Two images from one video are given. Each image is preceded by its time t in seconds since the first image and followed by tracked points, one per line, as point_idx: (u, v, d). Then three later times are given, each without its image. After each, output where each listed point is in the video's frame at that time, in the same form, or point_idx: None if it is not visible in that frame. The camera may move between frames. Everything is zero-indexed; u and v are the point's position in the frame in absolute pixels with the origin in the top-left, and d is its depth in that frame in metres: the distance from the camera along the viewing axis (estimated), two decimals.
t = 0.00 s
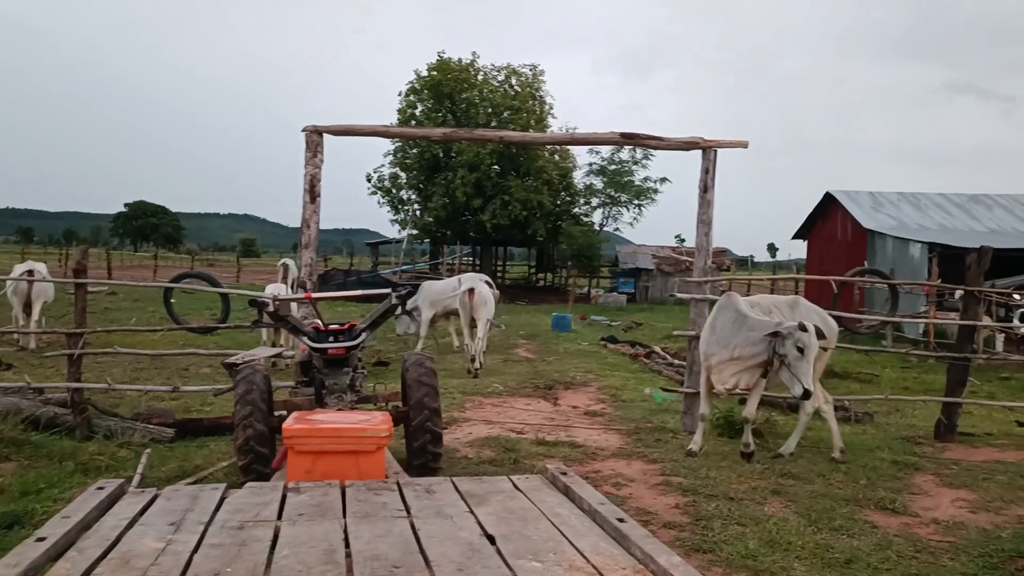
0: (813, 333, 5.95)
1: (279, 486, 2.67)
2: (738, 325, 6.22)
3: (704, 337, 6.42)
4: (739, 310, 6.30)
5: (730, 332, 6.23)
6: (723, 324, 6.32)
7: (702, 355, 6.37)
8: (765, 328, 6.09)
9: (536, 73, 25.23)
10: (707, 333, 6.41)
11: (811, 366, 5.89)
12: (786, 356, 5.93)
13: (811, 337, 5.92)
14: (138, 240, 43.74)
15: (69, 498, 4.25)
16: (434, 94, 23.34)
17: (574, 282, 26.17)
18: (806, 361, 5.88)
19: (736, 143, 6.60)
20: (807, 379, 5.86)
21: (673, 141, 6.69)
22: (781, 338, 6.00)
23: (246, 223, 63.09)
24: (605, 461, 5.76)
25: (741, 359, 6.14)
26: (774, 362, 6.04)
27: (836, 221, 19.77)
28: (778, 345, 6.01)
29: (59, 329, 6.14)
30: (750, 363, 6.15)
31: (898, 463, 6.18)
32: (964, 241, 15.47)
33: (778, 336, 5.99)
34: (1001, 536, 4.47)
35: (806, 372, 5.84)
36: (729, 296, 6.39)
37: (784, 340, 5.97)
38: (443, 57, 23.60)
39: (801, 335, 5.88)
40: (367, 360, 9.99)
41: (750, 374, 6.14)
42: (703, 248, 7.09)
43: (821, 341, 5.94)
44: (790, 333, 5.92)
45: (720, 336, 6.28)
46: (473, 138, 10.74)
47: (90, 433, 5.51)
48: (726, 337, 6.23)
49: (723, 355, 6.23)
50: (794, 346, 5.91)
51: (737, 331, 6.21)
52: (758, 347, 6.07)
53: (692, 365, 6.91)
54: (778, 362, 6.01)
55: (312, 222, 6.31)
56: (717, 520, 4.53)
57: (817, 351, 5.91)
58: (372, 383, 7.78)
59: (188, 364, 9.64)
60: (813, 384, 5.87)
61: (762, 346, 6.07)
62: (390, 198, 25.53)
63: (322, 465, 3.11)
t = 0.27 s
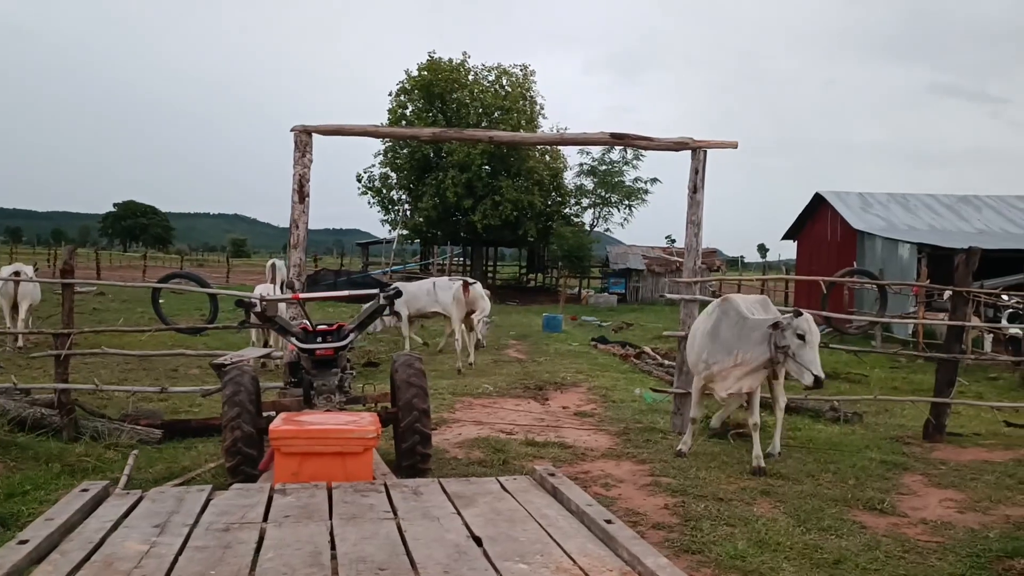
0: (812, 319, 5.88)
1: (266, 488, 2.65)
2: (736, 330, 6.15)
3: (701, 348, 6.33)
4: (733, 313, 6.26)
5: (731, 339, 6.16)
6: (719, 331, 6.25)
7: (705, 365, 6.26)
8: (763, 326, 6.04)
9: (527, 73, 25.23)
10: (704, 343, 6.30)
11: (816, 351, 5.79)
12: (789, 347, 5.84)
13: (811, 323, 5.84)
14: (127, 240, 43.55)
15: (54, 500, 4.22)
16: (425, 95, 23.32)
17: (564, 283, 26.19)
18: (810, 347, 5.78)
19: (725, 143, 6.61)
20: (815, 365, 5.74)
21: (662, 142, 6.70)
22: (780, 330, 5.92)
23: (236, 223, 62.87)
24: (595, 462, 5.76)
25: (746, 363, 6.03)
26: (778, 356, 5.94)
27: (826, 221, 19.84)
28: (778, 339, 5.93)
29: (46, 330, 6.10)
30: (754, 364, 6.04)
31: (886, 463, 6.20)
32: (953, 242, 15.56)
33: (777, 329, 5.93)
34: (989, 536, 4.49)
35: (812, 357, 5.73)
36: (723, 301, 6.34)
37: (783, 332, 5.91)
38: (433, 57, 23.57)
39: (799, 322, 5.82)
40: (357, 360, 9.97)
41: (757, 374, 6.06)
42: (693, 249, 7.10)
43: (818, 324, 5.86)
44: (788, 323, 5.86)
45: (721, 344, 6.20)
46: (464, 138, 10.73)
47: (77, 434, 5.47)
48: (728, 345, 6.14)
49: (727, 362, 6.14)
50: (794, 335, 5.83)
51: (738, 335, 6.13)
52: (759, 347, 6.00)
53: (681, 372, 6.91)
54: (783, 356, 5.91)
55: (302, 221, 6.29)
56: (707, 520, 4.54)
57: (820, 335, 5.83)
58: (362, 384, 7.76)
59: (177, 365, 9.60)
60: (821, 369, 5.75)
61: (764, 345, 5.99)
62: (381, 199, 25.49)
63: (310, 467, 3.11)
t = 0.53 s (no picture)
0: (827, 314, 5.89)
1: (260, 488, 2.65)
2: (755, 332, 6.04)
3: (715, 350, 6.09)
4: (747, 317, 6.15)
5: (752, 342, 6.03)
6: (738, 334, 6.08)
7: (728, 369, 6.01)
8: (779, 327, 5.99)
9: (522, 72, 25.20)
10: (722, 346, 6.07)
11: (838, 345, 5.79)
12: (811, 347, 5.81)
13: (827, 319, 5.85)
14: (121, 239, 43.39)
15: (48, 501, 4.20)
16: (420, 94, 23.27)
17: (559, 282, 26.18)
18: (833, 342, 5.76)
19: (720, 143, 6.61)
20: (841, 360, 5.75)
21: (658, 141, 6.69)
22: (797, 329, 5.91)
23: (230, 223, 62.70)
24: (590, 461, 5.76)
25: (771, 368, 5.95)
26: (802, 357, 5.90)
27: (821, 220, 19.87)
28: (798, 340, 5.91)
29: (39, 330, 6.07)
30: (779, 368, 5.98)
31: (881, 462, 6.21)
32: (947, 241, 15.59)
33: (794, 329, 5.90)
34: (983, 534, 4.50)
35: (838, 353, 5.72)
36: (736, 305, 6.21)
37: (801, 332, 5.89)
38: (428, 56, 23.52)
39: (816, 319, 5.81)
40: (351, 360, 9.94)
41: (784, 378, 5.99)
42: (688, 248, 7.10)
43: (834, 320, 5.88)
44: (805, 322, 5.85)
45: (742, 347, 6.02)
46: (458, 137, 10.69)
47: (71, 434, 5.45)
48: (749, 350, 6.01)
49: (750, 366, 5.99)
50: (814, 333, 5.82)
51: (759, 339, 6.02)
52: (781, 349, 5.93)
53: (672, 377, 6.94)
54: (806, 357, 5.87)
55: (296, 221, 6.27)
56: (702, 520, 4.54)
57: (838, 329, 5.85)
58: (356, 384, 7.74)
59: (171, 364, 9.57)
60: (848, 364, 5.75)
61: (786, 347, 5.94)
62: (375, 198, 25.44)
63: (304, 467, 3.10)
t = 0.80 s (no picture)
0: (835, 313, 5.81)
1: (258, 488, 2.64)
2: (765, 332, 5.94)
3: (725, 348, 5.96)
4: (756, 316, 6.05)
5: (761, 341, 5.92)
6: (747, 333, 5.98)
7: (739, 368, 5.88)
8: (787, 327, 5.91)
9: (520, 72, 25.19)
10: (732, 344, 5.95)
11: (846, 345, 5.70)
12: (819, 347, 5.72)
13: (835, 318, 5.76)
14: (120, 238, 43.37)
15: (45, 501, 4.19)
16: (418, 93, 23.26)
17: (558, 282, 26.18)
18: (841, 342, 5.66)
19: (719, 142, 6.61)
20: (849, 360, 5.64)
21: (656, 141, 6.69)
22: (805, 329, 5.82)
23: (229, 223, 62.66)
24: (589, 461, 5.76)
25: (779, 367, 5.86)
26: (809, 357, 5.81)
27: (819, 220, 19.88)
28: (806, 339, 5.82)
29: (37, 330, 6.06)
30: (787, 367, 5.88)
31: (880, 461, 6.21)
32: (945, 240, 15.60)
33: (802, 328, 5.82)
34: (982, 534, 4.50)
35: (846, 353, 5.62)
36: (744, 304, 6.12)
37: (809, 331, 5.80)
38: (427, 55, 23.50)
39: (825, 318, 5.72)
40: (350, 360, 9.93)
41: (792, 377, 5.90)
42: (686, 248, 7.10)
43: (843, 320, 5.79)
44: (814, 322, 5.76)
45: (752, 346, 5.92)
46: (457, 137, 10.69)
47: (69, 435, 5.45)
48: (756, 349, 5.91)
49: (761, 365, 5.88)
50: (822, 333, 5.72)
51: (766, 338, 5.92)
52: (790, 348, 5.84)
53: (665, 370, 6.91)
54: (814, 357, 5.78)
55: (294, 220, 6.27)
56: (701, 519, 4.54)
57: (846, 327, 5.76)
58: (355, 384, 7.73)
59: (170, 364, 9.56)
60: (856, 364, 5.65)
61: (794, 346, 5.85)
62: (374, 198, 25.42)
63: (303, 467, 3.09)
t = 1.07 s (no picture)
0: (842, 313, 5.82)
1: (260, 487, 2.63)
2: (772, 331, 5.94)
3: (732, 347, 5.95)
4: (763, 315, 6.04)
5: (769, 341, 5.92)
6: (754, 332, 5.98)
7: (745, 367, 5.89)
8: (795, 327, 5.91)
9: (521, 72, 25.18)
10: (740, 344, 5.94)
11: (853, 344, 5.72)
12: (827, 347, 5.73)
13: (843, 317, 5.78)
14: (120, 238, 43.38)
15: (47, 500, 4.19)
16: (418, 93, 23.25)
17: (558, 281, 26.16)
18: (849, 341, 5.68)
19: (720, 142, 6.61)
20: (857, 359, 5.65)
21: (657, 141, 6.69)
22: (812, 330, 5.83)
23: (229, 222, 62.65)
24: (590, 460, 5.75)
25: (786, 367, 5.86)
26: (817, 357, 5.81)
27: (819, 219, 19.86)
28: (813, 339, 5.83)
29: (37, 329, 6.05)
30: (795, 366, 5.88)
31: (880, 460, 6.21)
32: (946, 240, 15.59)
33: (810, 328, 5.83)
34: (984, 533, 4.50)
35: (854, 353, 5.62)
36: (750, 303, 6.11)
37: (817, 331, 5.81)
38: (427, 55, 23.49)
39: (833, 318, 5.73)
40: (351, 359, 9.93)
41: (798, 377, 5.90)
42: (687, 247, 7.10)
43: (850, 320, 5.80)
44: (822, 321, 5.77)
45: (759, 345, 5.91)
46: (457, 137, 10.70)
47: (70, 434, 5.46)
48: (764, 348, 5.90)
49: (768, 364, 5.88)
50: (830, 333, 5.73)
51: (774, 338, 5.91)
52: (797, 348, 5.84)
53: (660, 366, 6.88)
54: (821, 357, 5.79)
55: (295, 220, 6.26)
56: (702, 518, 4.53)
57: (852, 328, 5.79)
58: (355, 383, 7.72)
59: (170, 364, 9.55)
60: (864, 364, 5.66)
61: (800, 346, 5.85)
62: (374, 197, 25.42)
63: (303, 467, 3.10)
